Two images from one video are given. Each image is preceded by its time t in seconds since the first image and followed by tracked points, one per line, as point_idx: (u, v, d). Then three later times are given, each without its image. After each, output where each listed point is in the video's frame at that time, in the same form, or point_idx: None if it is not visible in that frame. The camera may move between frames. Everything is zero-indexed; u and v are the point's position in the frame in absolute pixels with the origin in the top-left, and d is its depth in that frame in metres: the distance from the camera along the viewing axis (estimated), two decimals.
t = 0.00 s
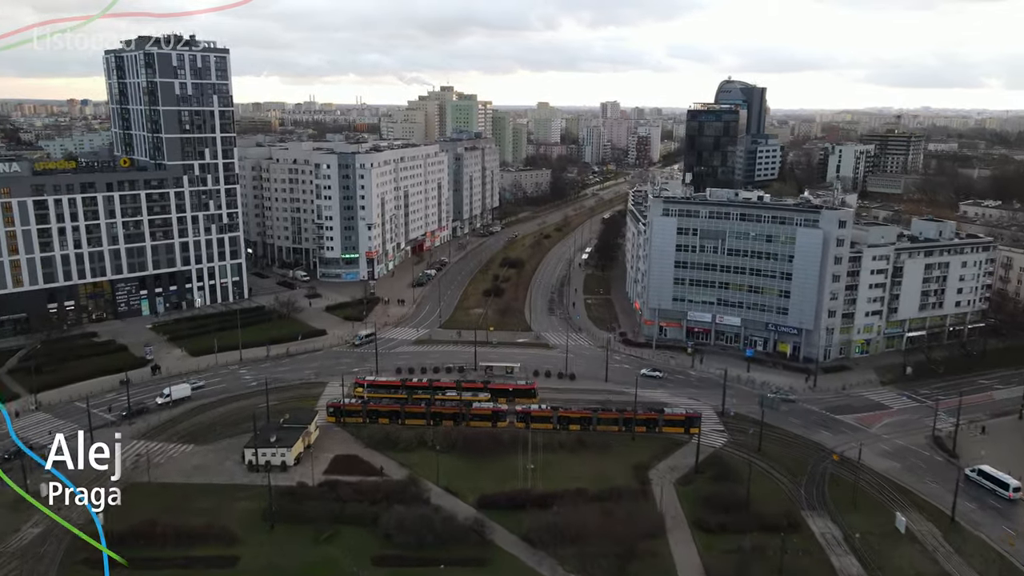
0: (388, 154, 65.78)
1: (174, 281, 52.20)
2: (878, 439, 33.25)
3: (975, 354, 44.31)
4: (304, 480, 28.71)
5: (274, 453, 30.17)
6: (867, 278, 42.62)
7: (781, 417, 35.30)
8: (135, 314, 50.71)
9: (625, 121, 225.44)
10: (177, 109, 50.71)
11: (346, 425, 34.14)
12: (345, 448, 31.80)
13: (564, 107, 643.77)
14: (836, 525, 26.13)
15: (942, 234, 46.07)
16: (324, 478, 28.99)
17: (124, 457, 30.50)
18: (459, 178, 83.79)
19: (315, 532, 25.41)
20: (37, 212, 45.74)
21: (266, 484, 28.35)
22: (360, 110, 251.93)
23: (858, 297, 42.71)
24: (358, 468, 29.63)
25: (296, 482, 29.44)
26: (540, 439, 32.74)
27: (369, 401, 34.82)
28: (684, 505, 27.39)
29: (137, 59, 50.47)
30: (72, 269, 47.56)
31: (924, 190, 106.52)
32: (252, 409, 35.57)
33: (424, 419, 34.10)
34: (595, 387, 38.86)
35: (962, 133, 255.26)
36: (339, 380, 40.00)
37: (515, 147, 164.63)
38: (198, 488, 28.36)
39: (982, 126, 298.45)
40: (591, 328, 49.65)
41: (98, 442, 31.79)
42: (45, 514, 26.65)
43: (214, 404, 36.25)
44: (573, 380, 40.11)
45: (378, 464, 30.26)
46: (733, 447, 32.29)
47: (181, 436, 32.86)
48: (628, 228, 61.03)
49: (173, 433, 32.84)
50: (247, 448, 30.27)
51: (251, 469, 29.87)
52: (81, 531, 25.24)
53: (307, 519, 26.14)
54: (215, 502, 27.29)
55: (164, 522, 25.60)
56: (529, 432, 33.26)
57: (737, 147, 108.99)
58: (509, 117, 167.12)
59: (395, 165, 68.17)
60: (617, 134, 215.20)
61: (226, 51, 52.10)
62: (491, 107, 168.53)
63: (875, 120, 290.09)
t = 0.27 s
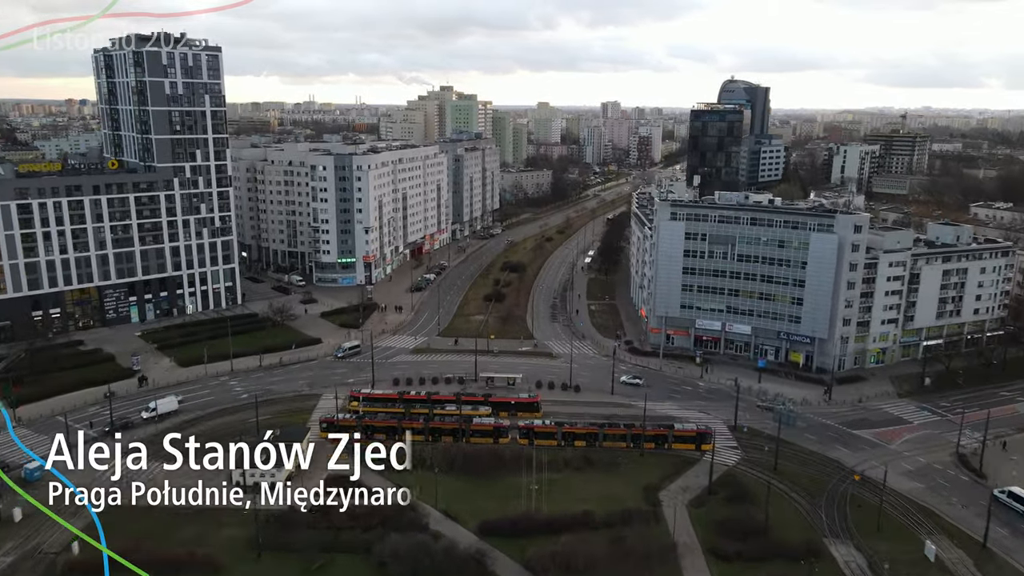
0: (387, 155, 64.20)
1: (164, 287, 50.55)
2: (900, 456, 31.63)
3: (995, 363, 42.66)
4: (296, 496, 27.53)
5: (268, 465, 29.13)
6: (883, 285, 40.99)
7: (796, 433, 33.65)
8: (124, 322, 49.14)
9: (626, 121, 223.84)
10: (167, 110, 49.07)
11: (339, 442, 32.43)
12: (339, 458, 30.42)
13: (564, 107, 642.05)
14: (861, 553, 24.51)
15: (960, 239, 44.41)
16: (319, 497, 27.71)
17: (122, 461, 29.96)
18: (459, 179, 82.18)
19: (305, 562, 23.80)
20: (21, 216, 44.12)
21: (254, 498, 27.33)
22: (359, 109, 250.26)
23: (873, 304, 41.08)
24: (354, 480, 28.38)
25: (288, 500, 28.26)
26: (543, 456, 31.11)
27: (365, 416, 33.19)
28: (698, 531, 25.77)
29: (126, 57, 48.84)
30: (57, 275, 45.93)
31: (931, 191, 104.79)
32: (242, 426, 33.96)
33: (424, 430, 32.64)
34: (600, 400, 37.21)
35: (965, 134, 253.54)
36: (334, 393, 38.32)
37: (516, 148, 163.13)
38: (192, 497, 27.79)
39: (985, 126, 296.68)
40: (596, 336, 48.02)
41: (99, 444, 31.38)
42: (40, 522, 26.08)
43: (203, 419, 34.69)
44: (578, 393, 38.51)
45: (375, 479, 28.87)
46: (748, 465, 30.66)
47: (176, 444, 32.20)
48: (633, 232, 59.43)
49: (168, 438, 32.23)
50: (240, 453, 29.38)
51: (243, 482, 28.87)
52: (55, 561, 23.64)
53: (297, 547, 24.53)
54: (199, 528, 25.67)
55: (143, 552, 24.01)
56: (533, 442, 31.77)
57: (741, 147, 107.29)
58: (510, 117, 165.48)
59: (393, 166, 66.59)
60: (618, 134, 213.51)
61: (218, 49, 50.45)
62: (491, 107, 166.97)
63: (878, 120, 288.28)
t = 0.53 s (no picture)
0: (382, 157, 62.51)
1: (152, 293, 48.88)
2: (921, 475, 30.01)
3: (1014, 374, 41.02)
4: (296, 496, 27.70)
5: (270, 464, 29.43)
6: (898, 293, 39.34)
7: (810, 450, 32.02)
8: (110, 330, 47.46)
9: (627, 121, 222.10)
10: (154, 110, 47.39)
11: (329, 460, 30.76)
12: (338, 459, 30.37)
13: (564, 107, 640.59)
14: None
15: (976, 245, 42.77)
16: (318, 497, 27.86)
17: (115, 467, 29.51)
18: (457, 181, 80.56)
19: None
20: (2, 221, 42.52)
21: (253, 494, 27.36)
22: (358, 109, 248.74)
23: (888, 313, 39.43)
24: (352, 482, 28.45)
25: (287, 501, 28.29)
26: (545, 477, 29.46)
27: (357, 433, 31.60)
28: (710, 560, 24.14)
29: (112, 56, 47.20)
30: (40, 282, 44.31)
31: (938, 193, 103.16)
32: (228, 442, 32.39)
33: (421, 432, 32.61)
34: (604, 415, 35.55)
35: (968, 134, 251.93)
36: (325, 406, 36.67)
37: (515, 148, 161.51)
38: (193, 499, 27.84)
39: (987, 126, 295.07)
40: (598, 345, 46.38)
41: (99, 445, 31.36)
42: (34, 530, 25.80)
43: (187, 435, 33.09)
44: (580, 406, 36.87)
45: (374, 480, 28.96)
46: (761, 486, 29.02)
47: (176, 444, 32.35)
48: (636, 236, 57.78)
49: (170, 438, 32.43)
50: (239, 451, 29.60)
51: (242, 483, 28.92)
52: None
53: None
54: (177, 557, 24.05)
55: None
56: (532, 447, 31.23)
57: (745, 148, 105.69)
58: (509, 117, 163.91)
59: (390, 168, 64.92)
60: (619, 134, 211.93)
61: (207, 47, 48.75)
62: (490, 107, 165.32)
63: (879, 120, 286.66)
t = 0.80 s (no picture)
0: (379, 158, 60.88)
1: (140, 301, 47.28)
2: (946, 498, 28.36)
3: None
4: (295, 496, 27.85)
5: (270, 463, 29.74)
6: (916, 302, 37.71)
7: (827, 470, 30.40)
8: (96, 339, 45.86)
9: (628, 121, 220.36)
10: (141, 111, 45.75)
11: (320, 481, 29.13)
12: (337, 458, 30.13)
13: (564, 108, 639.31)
14: None
15: (996, 250, 41.08)
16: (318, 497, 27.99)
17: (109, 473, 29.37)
18: (456, 184, 78.97)
19: None
20: None
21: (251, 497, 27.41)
22: (358, 110, 247.36)
23: (905, 323, 37.76)
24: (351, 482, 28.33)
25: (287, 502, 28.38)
26: (548, 500, 27.88)
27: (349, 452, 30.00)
28: None
29: (97, 55, 45.62)
30: (22, 290, 42.67)
31: (945, 196, 101.42)
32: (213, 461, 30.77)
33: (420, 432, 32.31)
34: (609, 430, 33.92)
35: (971, 135, 250.18)
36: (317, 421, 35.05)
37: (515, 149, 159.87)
38: (193, 498, 27.96)
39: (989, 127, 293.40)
40: (602, 354, 44.78)
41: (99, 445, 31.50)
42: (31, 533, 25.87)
43: (171, 453, 31.58)
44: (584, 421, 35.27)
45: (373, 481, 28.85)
46: (777, 509, 27.39)
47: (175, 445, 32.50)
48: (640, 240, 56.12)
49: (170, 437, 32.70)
50: (239, 450, 29.85)
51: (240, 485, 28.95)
52: None
53: None
54: None
55: None
56: (530, 450, 30.81)
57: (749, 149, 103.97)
58: (509, 117, 162.32)
59: (387, 170, 63.28)
60: (620, 135, 210.32)
61: (196, 46, 47.09)
62: (490, 107, 163.67)
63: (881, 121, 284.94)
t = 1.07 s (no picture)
0: (378, 160, 59.29)
1: (131, 308, 45.71)
2: (980, 522, 26.70)
3: None
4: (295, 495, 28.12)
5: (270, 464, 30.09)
6: (939, 311, 36.13)
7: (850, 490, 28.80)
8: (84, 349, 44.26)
9: (630, 122, 218.89)
10: (132, 112, 44.23)
11: (315, 506, 27.62)
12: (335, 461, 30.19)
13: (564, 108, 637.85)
14: None
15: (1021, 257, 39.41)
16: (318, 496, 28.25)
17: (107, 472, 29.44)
18: (458, 186, 77.35)
19: None
20: None
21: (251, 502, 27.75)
22: (358, 110, 245.69)
23: (928, 333, 36.14)
24: (351, 482, 28.38)
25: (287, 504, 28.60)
26: (558, 525, 26.30)
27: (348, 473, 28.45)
28: None
29: (87, 54, 44.10)
30: (7, 297, 41.07)
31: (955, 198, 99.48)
32: (202, 483, 29.25)
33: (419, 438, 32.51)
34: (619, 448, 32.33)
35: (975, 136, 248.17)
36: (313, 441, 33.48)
37: (517, 151, 158.39)
38: (193, 499, 28.20)
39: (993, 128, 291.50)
40: (609, 364, 43.28)
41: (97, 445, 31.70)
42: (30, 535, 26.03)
43: (165, 463, 30.93)
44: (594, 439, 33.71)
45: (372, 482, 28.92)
46: (801, 535, 25.74)
47: (172, 446, 32.45)
48: (648, 245, 54.49)
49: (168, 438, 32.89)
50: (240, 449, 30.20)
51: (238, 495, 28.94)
52: None
53: None
54: None
55: None
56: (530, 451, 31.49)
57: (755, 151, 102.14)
58: (511, 118, 160.60)
59: (386, 172, 61.66)
60: (622, 136, 208.51)
61: (190, 45, 45.65)
62: (491, 109, 162.24)
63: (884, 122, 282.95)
